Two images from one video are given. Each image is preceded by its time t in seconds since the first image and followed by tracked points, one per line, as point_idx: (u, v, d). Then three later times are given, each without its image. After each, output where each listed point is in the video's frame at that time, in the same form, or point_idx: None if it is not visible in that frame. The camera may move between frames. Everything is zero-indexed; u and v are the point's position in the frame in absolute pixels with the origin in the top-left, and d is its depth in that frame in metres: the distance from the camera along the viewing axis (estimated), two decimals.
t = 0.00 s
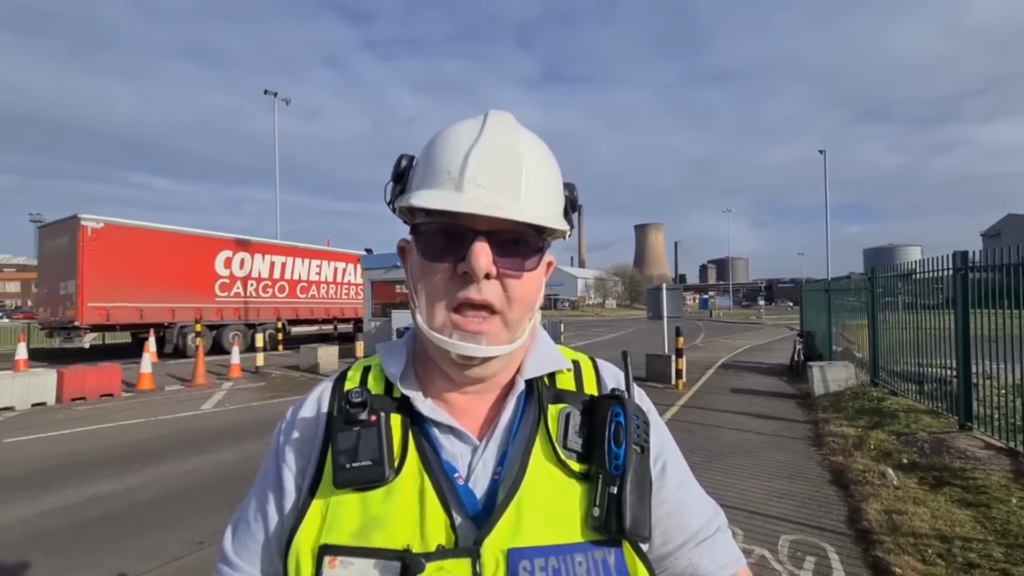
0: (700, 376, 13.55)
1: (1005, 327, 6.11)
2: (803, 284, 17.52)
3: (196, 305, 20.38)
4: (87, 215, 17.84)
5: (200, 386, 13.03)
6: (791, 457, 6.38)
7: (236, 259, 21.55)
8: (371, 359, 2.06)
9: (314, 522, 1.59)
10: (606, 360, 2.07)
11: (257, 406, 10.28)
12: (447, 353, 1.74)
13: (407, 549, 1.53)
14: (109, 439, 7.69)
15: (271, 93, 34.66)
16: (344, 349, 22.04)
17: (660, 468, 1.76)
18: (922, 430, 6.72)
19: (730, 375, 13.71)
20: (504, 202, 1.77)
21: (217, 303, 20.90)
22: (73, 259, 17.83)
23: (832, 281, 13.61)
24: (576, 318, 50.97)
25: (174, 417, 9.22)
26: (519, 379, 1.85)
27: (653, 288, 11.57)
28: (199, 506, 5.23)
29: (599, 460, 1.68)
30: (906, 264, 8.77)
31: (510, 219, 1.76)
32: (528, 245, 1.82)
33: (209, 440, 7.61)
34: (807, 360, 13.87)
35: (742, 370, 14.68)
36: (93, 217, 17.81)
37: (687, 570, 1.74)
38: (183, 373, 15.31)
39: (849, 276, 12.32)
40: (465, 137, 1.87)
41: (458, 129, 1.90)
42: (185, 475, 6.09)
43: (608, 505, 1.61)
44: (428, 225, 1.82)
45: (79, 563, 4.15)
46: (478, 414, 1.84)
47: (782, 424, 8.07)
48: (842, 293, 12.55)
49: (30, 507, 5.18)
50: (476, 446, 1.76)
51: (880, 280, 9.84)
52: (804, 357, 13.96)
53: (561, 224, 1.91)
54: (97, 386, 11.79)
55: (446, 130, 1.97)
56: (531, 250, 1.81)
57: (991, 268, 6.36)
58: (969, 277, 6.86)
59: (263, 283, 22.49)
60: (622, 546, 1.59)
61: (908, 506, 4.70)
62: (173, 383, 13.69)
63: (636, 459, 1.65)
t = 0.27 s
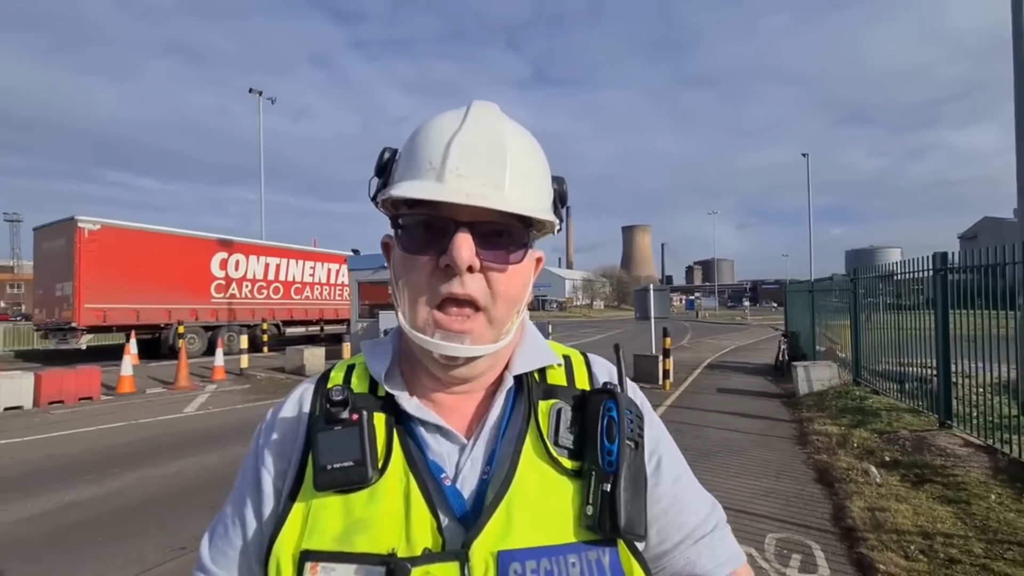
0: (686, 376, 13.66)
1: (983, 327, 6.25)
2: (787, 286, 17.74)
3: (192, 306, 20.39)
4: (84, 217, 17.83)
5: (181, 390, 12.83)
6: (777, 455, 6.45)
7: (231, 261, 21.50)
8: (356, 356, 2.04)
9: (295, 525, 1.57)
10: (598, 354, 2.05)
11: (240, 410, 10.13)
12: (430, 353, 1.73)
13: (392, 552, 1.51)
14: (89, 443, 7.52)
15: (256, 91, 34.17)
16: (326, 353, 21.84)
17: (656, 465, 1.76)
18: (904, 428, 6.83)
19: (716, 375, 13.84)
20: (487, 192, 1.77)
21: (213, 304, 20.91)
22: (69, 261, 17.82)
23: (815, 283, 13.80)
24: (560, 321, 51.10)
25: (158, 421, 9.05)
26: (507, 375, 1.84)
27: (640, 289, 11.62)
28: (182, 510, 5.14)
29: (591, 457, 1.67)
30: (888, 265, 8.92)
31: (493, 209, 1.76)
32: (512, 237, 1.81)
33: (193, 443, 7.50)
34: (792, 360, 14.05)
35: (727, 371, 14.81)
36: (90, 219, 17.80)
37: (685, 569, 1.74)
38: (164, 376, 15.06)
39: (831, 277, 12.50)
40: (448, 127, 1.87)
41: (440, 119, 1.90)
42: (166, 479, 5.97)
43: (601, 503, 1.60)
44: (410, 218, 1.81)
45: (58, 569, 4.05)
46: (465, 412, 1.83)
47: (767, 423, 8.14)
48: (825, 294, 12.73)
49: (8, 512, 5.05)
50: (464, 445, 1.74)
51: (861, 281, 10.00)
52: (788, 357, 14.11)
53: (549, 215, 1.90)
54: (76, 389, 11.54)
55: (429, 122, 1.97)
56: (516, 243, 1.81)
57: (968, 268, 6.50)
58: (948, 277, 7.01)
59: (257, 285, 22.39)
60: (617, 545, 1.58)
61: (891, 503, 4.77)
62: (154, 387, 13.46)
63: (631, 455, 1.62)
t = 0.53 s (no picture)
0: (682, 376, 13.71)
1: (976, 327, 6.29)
2: (781, 286, 17.82)
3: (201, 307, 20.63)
4: (95, 221, 18.04)
5: (174, 392, 12.76)
6: (772, 455, 6.47)
7: (238, 263, 21.68)
8: (354, 358, 2.03)
9: (293, 529, 1.56)
10: (599, 355, 2.05)
11: (234, 412, 10.08)
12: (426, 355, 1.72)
13: (390, 558, 1.51)
14: (81, 445, 7.46)
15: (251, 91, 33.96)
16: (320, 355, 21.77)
17: (658, 468, 1.76)
18: (898, 428, 6.87)
19: (711, 375, 13.89)
20: (485, 188, 1.77)
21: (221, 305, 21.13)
22: (81, 263, 18.05)
23: (810, 283, 13.86)
24: (554, 322, 51.18)
25: (153, 423, 9.00)
26: (507, 377, 1.83)
27: (636, 290, 11.61)
28: (174, 513, 5.10)
29: (593, 460, 1.66)
30: (882, 266, 8.97)
31: (491, 206, 1.75)
32: (511, 236, 1.81)
33: (188, 445, 7.47)
34: (786, 360, 14.11)
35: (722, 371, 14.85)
36: (102, 223, 18.02)
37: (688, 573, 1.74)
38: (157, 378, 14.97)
39: (826, 278, 12.56)
40: (445, 125, 1.87)
41: (437, 118, 1.90)
42: (160, 482, 5.93)
43: (603, 507, 1.59)
44: (407, 217, 1.81)
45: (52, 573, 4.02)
46: (465, 414, 1.82)
47: (762, 423, 8.17)
48: (819, 294, 12.80)
49: None
50: (464, 448, 1.73)
51: (855, 281, 10.05)
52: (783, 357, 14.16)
53: (549, 212, 1.90)
54: (68, 391, 11.47)
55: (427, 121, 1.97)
56: (514, 241, 1.80)
57: (961, 269, 6.55)
58: (941, 278, 7.05)
59: (263, 286, 22.56)
60: (620, 550, 1.58)
61: (885, 502, 4.79)
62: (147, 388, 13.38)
63: (633, 457, 1.62)
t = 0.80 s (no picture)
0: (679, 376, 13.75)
1: (971, 327, 6.32)
2: (778, 287, 17.87)
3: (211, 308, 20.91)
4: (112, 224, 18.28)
5: (169, 392, 12.72)
6: (769, 455, 6.49)
7: (247, 264, 22.03)
8: (356, 359, 2.03)
9: (295, 532, 1.56)
10: (601, 358, 2.05)
11: (230, 412, 10.05)
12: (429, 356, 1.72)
13: (392, 562, 1.50)
14: (76, 447, 7.42)
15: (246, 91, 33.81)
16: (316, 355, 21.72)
17: (660, 473, 1.76)
18: (893, 428, 6.90)
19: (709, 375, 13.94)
20: (488, 189, 1.76)
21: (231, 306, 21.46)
22: (97, 265, 18.28)
23: (807, 283, 13.89)
24: (550, 322, 51.27)
25: (149, 424, 8.96)
26: (509, 380, 1.84)
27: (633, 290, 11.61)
28: (171, 514, 5.08)
29: (594, 465, 1.66)
30: (878, 266, 9.00)
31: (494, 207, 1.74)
32: (513, 237, 1.80)
33: (185, 446, 7.45)
34: (783, 360, 14.15)
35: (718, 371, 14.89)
36: (119, 226, 18.26)
37: None
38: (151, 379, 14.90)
39: (822, 278, 12.60)
40: (450, 126, 1.86)
41: (443, 118, 1.89)
42: (157, 483, 5.90)
43: (604, 513, 1.59)
44: (410, 217, 1.80)
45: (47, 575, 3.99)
46: (466, 417, 1.82)
47: (759, 423, 8.19)
48: (816, 294, 12.84)
49: None
50: (465, 452, 1.73)
51: (851, 282, 10.09)
52: (780, 357, 14.19)
53: (553, 214, 1.89)
54: (63, 393, 11.41)
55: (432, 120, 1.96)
56: (517, 243, 1.79)
57: (956, 269, 6.58)
58: (936, 278, 7.08)
59: (271, 287, 22.93)
60: (620, 555, 1.58)
61: (880, 501, 4.81)
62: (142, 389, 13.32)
63: (634, 463, 1.63)
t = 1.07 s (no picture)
0: (683, 377, 13.72)
1: (976, 327, 6.28)
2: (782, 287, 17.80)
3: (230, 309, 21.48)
4: (139, 227, 18.87)
5: (174, 392, 12.79)
6: (774, 455, 6.48)
7: (264, 267, 22.63)
8: (372, 359, 2.04)
9: (317, 528, 1.57)
10: (613, 359, 2.07)
11: (235, 412, 10.10)
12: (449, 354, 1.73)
13: (412, 557, 1.52)
14: (82, 446, 7.46)
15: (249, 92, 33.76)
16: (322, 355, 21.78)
17: (673, 472, 1.76)
18: (899, 428, 6.86)
19: (712, 375, 13.90)
20: (508, 191, 1.76)
21: (249, 307, 22.04)
22: (124, 267, 18.85)
23: (811, 283, 13.85)
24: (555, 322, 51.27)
25: (153, 423, 9.01)
26: (523, 380, 1.84)
27: (636, 290, 11.58)
28: (177, 513, 5.11)
29: (608, 464, 1.67)
30: (883, 266, 8.96)
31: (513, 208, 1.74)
32: (531, 238, 1.80)
33: (192, 445, 7.50)
34: (787, 360, 14.11)
35: (722, 371, 14.86)
36: (145, 229, 18.85)
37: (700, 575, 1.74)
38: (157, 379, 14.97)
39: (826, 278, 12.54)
40: (469, 128, 1.87)
41: (462, 120, 1.90)
42: (165, 482, 5.95)
43: (618, 511, 1.60)
44: (429, 217, 1.80)
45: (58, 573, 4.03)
46: (482, 416, 1.83)
47: (763, 424, 8.18)
48: (820, 295, 12.78)
49: (4, 516, 5.03)
50: (481, 451, 1.74)
51: (856, 282, 10.05)
52: (785, 358, 14.14)
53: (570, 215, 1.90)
54: (71, 393, 11.49)
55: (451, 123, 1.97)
56: (535, 243, 1.80)
57: (962, 269, 6.54)
58: (941, 278, 7.04)
59: (287, 289, 23.55)
60: (634, 552, 1.58)
61: (886, 502, 4.79)
62: (146, 389, 13.39)
63: (648, 463, 1.64)
